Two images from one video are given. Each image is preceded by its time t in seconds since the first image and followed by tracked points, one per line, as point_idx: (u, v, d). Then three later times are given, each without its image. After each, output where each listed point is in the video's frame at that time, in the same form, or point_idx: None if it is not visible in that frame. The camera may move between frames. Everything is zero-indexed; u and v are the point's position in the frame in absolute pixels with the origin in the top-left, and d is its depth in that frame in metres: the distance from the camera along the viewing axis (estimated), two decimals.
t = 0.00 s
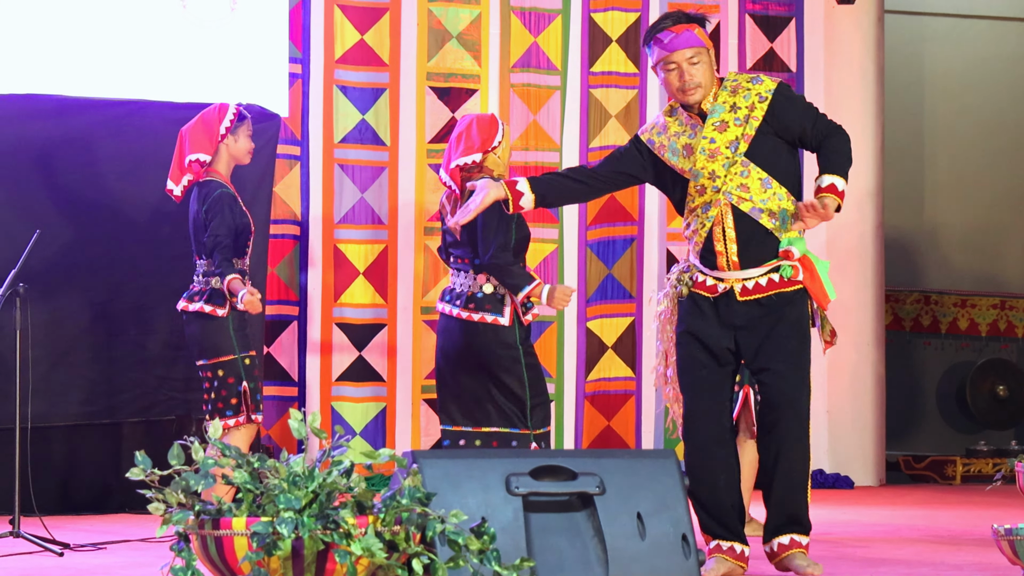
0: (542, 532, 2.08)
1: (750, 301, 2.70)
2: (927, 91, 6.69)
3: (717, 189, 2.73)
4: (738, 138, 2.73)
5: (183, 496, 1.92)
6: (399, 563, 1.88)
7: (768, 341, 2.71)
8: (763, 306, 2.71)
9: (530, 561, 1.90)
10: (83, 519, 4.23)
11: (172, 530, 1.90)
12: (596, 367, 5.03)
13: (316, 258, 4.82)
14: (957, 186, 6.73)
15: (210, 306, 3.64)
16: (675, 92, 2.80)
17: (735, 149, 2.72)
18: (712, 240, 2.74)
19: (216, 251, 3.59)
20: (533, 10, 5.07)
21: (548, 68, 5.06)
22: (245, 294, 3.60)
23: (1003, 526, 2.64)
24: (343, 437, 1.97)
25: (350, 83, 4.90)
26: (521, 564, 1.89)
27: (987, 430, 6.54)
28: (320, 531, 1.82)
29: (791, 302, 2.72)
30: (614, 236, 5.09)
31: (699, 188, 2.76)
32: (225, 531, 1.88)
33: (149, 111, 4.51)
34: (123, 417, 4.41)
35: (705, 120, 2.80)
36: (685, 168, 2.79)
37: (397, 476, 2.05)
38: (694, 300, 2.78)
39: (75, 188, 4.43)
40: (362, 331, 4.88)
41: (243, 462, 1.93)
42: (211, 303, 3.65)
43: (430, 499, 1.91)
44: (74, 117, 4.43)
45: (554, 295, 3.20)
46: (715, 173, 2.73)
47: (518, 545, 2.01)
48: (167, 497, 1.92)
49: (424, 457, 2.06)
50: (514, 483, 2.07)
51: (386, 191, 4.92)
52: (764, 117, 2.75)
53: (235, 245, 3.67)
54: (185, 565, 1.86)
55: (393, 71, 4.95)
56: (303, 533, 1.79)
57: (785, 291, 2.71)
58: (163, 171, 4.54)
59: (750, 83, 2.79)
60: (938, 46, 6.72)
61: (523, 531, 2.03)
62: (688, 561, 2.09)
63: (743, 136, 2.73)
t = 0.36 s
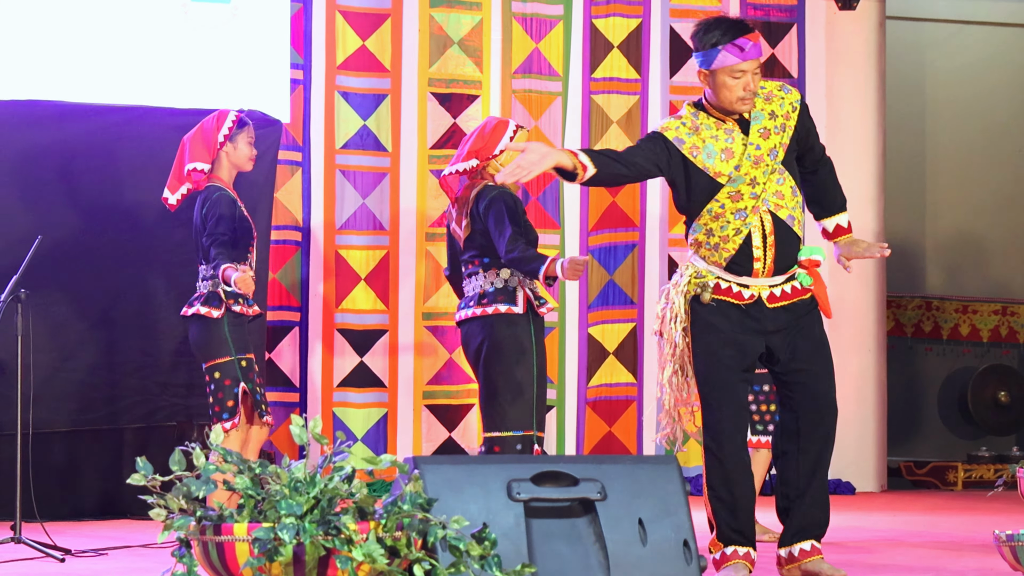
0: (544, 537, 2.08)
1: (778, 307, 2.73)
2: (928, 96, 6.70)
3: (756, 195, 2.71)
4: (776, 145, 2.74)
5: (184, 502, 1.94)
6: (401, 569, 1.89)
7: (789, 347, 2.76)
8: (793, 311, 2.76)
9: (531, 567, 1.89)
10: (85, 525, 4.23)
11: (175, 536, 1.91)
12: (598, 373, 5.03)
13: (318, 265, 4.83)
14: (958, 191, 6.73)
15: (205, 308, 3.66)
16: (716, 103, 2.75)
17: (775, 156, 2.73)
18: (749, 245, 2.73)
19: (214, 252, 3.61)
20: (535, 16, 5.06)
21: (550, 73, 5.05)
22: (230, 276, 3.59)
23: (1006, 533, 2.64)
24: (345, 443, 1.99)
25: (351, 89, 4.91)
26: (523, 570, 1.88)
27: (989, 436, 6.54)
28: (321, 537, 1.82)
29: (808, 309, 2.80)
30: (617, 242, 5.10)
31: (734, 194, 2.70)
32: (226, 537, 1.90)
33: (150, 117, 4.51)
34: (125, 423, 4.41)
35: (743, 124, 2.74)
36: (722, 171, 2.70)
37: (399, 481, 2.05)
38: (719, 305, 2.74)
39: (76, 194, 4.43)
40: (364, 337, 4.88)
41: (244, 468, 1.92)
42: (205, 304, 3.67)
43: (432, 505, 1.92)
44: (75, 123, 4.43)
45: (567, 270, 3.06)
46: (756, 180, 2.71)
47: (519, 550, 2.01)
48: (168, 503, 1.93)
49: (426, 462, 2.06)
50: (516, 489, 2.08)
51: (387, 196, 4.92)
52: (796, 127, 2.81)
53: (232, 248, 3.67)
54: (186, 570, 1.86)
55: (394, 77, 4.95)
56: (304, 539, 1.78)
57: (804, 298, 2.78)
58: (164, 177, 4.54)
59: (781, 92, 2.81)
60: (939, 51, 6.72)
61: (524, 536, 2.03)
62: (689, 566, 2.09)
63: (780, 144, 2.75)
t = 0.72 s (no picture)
0: (543, 541, 2.08)
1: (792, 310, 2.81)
2: (928, 98, 6.70)
3: (787, 200, 2.79)
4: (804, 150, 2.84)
5: (184, 504, 1.94)
6: (400, 571, 1.89)
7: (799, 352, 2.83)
8: (798, 320, 2.82)
9: (530, 569, 1.89)
10: (85, 528, 4.23)
11: (174, 538, 1.91)
12: (598, 376, 5.04)
13: (318, 267, 4.83)
14: (958, 194, 6.73)
15: (200, 326, 3.67)
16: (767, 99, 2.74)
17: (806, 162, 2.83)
18: (779, 246, 2.79)
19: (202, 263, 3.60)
20: (534, 18, 5.06)
21: (549, 76, 5.06)
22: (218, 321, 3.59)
23: (1005, 534, 2.64)
24: (344, 445, 1.99)
25: (351, 91, 4.91)
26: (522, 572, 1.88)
27: (988, 438, 6.55)
28: (321, 539, 1.82)
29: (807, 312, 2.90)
30: (616, 244, 5.09)
31: (773, 195, 2.74)
32: (226, 539, 1.88)
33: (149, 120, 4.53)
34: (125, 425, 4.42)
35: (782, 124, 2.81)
36: (768, 170, 2.73)
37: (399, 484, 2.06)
38: (746, 310, 2.74)
39: (75, 197, 4.43)
40: (364, 339, 4.88)
41: (244, 470, 1.92)
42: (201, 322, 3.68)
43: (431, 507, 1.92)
44: (76, 126, 4.44)
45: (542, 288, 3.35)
46: (790, 183, 2.78)
47: (519, 553, 2.01)
48: (168, 506, 1.93)
49: (424, 465, 2.06)
50: (515, 492, 2.07)
51: (388, 199, 4.92)
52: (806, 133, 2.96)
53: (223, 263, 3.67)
54: (185, 573, 1.88)
55: (394, 79, 4.95)
56: (304, 541, 1.78)
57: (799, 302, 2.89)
58: (164, 180, 4.55)
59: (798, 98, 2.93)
60: (939, 53, 6.72)
61: (524, 540, 2.03)
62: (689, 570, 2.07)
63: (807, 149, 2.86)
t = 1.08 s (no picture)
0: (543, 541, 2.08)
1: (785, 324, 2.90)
2: (927, 99, 6.70)
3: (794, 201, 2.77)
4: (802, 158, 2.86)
5: (184, 505, 1.93)
6: (400, 571, 1.89)
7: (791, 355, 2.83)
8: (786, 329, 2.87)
9: (529, 570, 1.89)
10: (84, 528, 4.23)
11: (174, 539, 1.91)
12: (597, 376, 5.04)
13: (318, 267, 4.83)
14: (958, 195, 6.74)
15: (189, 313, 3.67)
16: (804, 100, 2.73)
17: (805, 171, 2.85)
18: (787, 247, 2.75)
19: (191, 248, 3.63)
20: (534, 19, 5.07)
21: (549, 77, 5.06)
22: (182, 281, 3.54)
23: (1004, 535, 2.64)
24: (345, 445, 1.99)
25: (351, 92, 4.91)
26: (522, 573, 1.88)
27: (988, 439, 6.57)
28: (321, 540, 1.82)
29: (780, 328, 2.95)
30: (616, 245, 5.08)
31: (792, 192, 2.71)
32: (226, 540, 1.89)
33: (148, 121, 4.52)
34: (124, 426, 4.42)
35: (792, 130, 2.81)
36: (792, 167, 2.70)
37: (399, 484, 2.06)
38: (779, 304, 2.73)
39: (75, 198, 4.43)
40: (363, 339, 4.88)
41: (243, 471, 1.92)
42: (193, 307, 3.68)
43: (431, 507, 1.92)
44: (75, 126, 4.44)
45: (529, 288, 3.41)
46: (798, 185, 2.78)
47: (519, 553, 2.01)
48: (168, 506, 1.93)
49: (424, 465, 2.06)
50: (515, 492, 2.07)
51: (388, 199, 4.92)
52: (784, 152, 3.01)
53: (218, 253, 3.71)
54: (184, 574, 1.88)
55: (393, 80, 4.95)
56: (304, 542, 1.79)
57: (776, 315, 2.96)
58: (164, 180, 4.55)
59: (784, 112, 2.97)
60: (938, 53, 6.72)
61: (523, 540, 2.03)
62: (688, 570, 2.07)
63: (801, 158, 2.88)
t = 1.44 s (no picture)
0: (541, 541, 2.09)
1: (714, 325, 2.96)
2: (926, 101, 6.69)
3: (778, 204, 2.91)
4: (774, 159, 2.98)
5: (183, 506, 1.94)
6: (399, 571, 1.90)
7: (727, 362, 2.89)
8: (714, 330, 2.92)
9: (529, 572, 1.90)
10: (84, 529, 4.24)
11: (172, 540, 1.92)
12: (595, 378, 5.04)
13: (316, 268, 4.83)
14: (957, 197, 6.75)
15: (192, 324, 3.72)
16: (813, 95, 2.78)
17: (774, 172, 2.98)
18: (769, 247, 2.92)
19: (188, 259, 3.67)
20: (533, 21, 5.08)
21: (548, 79, 5.06)
22: (185, 327, 3.56)
23: (1002, 537, 2.66)
24: (344, 448, 2.02)
25: (350, 94, 4.91)
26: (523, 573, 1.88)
27: (985, 440, 6.60)
28: (319, 541, 1.84)
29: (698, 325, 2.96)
30: (615, 247, 5.07)
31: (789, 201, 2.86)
32: (225, 540, 1.89)
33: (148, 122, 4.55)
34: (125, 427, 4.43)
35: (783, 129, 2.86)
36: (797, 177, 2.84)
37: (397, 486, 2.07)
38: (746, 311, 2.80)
39: (74, 199, 4.44)
40: (363, 340, 4.89)
41: (242, 472, 1.94)
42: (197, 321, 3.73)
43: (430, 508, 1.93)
44: (75, 128, 4.46)
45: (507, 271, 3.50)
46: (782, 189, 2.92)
47: (517, 554, 2.02)
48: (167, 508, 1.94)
49: (424, 466, 2.07)
50: (514, 493, 2.09)
51: (386, 201, 4.93)
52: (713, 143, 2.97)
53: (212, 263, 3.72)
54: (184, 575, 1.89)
55: (393, 82, 4.96)
56: (303, 542, 1.81)
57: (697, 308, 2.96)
58: (164, 181, 4.56)
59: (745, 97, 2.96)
60: (936, 56, 6.74)
61: (522, 540, 2.04)
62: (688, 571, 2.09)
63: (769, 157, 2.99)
